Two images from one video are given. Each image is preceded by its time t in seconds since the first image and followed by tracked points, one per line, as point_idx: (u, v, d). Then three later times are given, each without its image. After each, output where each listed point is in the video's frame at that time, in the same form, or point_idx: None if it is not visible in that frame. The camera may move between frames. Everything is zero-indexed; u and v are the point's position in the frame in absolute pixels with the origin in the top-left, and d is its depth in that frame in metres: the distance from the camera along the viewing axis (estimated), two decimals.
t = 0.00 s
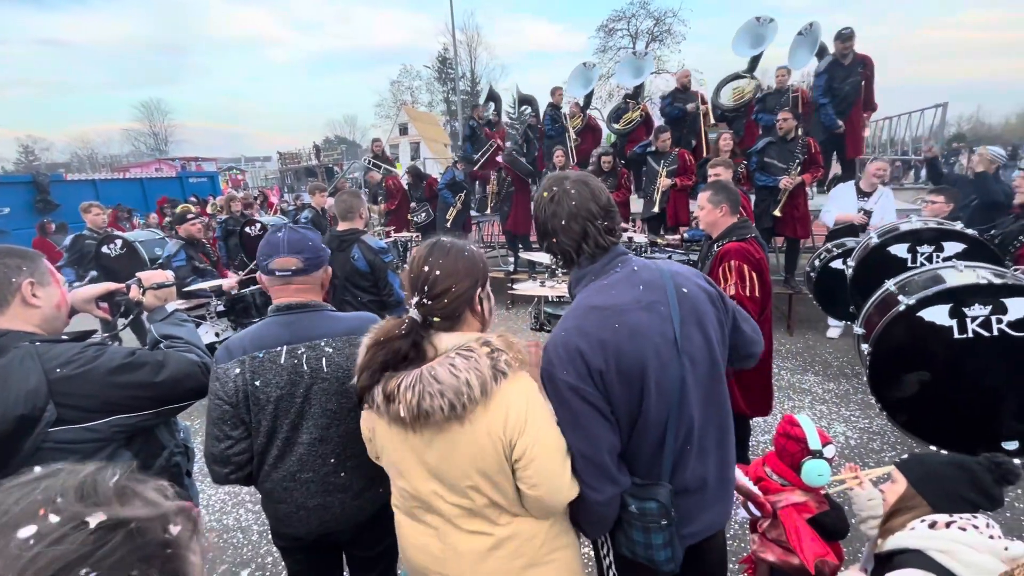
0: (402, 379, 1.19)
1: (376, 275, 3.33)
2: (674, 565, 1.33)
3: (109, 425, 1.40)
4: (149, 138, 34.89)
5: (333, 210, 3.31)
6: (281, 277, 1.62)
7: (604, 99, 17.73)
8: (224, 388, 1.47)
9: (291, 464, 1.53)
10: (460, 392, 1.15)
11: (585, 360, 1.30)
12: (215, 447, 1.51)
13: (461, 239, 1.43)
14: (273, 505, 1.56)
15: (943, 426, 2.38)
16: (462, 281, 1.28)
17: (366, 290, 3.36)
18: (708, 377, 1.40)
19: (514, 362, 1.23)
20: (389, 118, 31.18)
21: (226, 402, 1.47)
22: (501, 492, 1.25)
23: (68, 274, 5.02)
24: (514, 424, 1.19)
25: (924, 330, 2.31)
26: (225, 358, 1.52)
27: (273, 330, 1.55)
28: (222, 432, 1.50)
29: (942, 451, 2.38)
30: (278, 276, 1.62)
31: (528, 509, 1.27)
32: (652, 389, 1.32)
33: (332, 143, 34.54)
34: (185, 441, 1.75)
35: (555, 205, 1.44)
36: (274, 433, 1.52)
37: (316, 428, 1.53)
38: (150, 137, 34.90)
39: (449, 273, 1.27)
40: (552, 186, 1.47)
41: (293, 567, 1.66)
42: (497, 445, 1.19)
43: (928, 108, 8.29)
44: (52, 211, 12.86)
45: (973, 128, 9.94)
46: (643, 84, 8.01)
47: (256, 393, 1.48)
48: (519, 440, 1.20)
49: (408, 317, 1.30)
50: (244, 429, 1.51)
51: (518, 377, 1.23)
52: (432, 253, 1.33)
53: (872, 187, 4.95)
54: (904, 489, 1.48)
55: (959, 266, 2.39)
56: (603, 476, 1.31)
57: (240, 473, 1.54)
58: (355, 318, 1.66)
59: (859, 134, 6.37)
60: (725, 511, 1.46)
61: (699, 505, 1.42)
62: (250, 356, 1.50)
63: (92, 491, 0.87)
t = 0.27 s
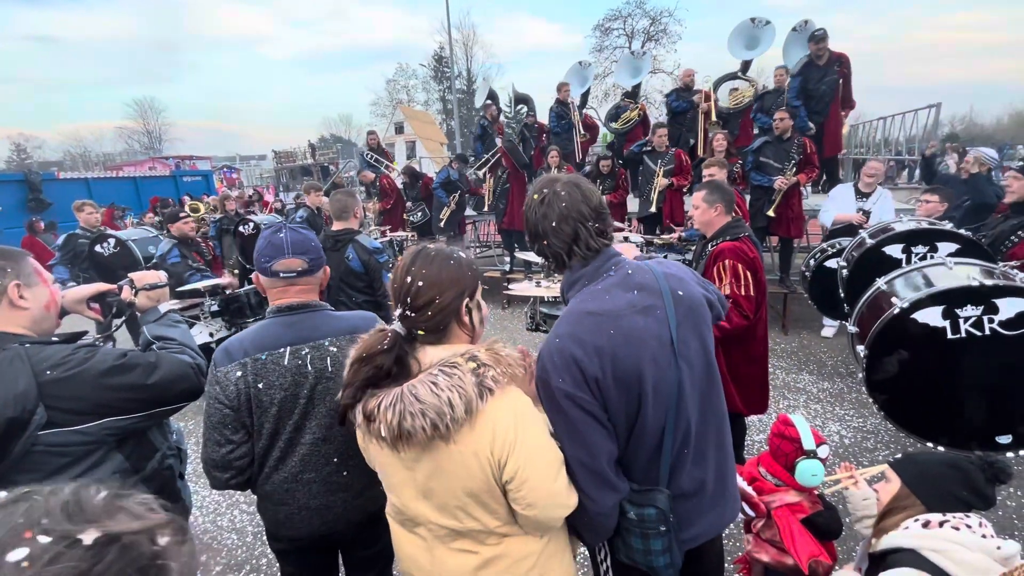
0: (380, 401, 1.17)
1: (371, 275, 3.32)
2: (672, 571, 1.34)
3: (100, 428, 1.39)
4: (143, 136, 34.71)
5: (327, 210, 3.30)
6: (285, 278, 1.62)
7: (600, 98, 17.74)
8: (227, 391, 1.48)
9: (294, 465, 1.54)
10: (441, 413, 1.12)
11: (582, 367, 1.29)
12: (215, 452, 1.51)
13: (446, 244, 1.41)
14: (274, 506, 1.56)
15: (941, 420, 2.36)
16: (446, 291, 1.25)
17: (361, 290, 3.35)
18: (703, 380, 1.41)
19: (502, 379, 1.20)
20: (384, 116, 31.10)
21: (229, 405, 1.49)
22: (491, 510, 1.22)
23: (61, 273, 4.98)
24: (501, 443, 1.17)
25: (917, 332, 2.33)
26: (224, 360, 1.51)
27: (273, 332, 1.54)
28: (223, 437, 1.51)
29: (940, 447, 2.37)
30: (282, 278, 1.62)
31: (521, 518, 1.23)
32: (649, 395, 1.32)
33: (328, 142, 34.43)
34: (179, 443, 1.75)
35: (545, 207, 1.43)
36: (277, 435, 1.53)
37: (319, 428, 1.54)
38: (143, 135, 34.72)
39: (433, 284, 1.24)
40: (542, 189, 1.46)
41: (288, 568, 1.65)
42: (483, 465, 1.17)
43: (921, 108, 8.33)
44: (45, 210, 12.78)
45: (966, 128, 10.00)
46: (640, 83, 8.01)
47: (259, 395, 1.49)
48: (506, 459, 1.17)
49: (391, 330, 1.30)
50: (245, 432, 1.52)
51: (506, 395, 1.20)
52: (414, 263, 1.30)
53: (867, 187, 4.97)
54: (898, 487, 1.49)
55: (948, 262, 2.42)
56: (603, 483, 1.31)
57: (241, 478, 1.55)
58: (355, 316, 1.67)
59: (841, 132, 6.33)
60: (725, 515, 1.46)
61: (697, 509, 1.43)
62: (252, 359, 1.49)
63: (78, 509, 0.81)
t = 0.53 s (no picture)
0: (369, 386, 1.15)
1: (366, 274, 3.31)
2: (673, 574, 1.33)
3: (91, 428, 1.37)
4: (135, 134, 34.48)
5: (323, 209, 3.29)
6: (285, 277, 1.61)
7: (595, 97, 17.76)
8: (227, 391, 1.46)
9: (293, 464, 1.53)
10: (429, 403, 1.10)
11: (585, 371, 1.28)
12: (214, 452, 1.50)
13: (447, 237, 1.39)
14: (273, 507, 1.54)
15: (934, 416, 2.37)
16: (445, 283, 1.23)
17: (356, 289, 3.33)
18: (707, 383, 1.40)
19: (501, 370, 1.18)
20: (379, 115, 31.01)
21: (229, 405, 1.47)
22: (477, 517, 1.18)
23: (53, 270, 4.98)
24: (490, 441, 1.13)
25: (913, 326, 2.32)
26: (223, 359, 1.49)
27: (273, 331, 1.53)
28: (222, 437, 1.49)
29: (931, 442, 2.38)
30: (281, 277, 1.61)
31: (508, 544, 1.18)
32: (653, 399, 1.31)
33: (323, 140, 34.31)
34: (173, 444, 1.73)
35: (542, 209, 1.41)
36: (277, 434, 1.52)
37: (319, 426, 1.52)
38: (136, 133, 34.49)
39: (430, 276, 1.22)
40: (539, 191, 1.45)
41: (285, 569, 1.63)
42: (472, 463, 1.14)
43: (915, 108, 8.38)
44: (35, 208, 12.67)
45: (958, 128, 10.08)
46: (637, 83, 8.01)
47: (259, 394, 1.48)
48: (495, 459, 1.13)
49: (387, 322, 1.28)
50: (244, 432, 1.51)
51: (501, 391, 1.17)
52: (413, 254, 1.28)
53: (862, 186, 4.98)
54: (893, 485, 1.49)
55: (946, 260, 2.41)
56: (606, 489, 1.30)
57: (239, 478, 1.53)
58: (355, 315, 1.66)
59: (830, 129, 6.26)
60: (727, 520, 1.46)
61: (700, 514, 1.42)
62: (251, 358, 1.48)
63: None
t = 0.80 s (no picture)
0: (366, 377, 1.14)
1: (363, 274, 3.29)
2: None
3: (85, 430, 1.36)
4: (132, 132, 34.37)
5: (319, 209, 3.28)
6: (282, 275, 1.60)
7: (594, 96, 17.73)
8: (224, 390, 1.45)
9: (290, 465, 1.52)
10: (427, 396, 1.09)
11: (592, 363, 1.28)
12: (211, 452, 1.49)
13: (448, 235, 1.38)
14: (269, 507, 1.53)
15: (930, 417, 2.37)
16: (445, 281, 1.23)
17: (353, 289, 3.32)
18: (716, 390, 1.39)
19: (501, 368, 1.17)
20: (377, 113, 30.92)
21: (226, 404, 1.46)
22: (467, 521, 1.16)
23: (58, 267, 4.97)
24: (484, 437, 1.13)
25: (915, 324, 2.32)
26: (220, 359, 1.48)
27: (272, 330, 1.52)
28: (219, 437, 1.48)
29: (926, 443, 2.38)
30: (278, 275, 1.60)
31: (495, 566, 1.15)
32: (658, 399, 1.30)
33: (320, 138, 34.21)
34: (170, 445, 1.72)
35: (583, 186, 1.42)
36: (274, 434, 1.51)
37: (317, 426, 1.51)
38: (132, 131, 34.38)
39: (432, 273, 1.22)
40: (570, 175, 1.45)
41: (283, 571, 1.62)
42: (467, 459, 1.13)
43: (912, 108, 8.40)
44: (30, 206, 12.59)
45: (955, 128, 10.10)
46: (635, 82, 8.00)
47: (256, 394, 1.47)
48: (488, 457, 1.12)
49: (386, 320, 1.26)
50: (241, 432, 1.50)
51: (499, 390, 1.16)
52: (413, 250, 1.27)
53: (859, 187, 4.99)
54: (890, 486, 1.48)
55: (947, 258, 2.41)
56: (601, 483, 1.30)
57: (236, 479, 1.52)
58: (354, 315, 1.64)
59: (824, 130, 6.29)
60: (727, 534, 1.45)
61: (697, 521, 1.41)
62: (249, 358, 1.47)
63: None
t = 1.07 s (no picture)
0: (364, 382, 1.12)
1: (363, 272, 3.28)
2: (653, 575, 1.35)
3: (84, 430, 1.35)
4: (131, 131, 34.35)
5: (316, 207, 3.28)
6: (281, 274, 1.59)
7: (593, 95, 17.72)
8: (222, 390, 1.45)
9: (289, 464, 1.51)
10: (427, 400, 1.07)
11: (611, 345, 1.28)
12: (209, 451, 1.48)
13: (440, 237, 1.38)
14: (268, 506, 1.53)
15: (931, 414, 2.37)
16: (438, 283, 1.22)
17: (352, 288, 3.31)
18: (738, 396, 1.34)
19: (497, 369, 1.16)
20: (376, 112, 30.88)
21: (225, 403, 1.46)
22: (467, 526, 1.15)
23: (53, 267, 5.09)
24: (484, 440, 1.12)
25: (917, 322, 2.32)
26: (219, 358, 1.47)
27: (270, 329, 1.51)
28: (218, 436, 1.47)
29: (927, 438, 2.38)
30: (277, 274, 1.59)
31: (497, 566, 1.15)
32: (672, 394, 1.28)
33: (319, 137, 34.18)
34: (169, 444, 1.71)
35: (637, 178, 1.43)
36: (272, 433, 1.50)
37: (316, 426, 1.50)
38: (132, 130, 34.36)
39: (425, 276, 1.21)
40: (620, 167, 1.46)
41: (282, 570, 1.61)
42: (468, 463, 1.12)
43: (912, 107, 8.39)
44: (30, 204, 12.58)
45: (954, 128, 10.11)
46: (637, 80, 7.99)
47: (254, 393, 1.46)
48: (488, 460, 1.12)
49: (379, 321, 1.24)
50: (240, 431, 1.49)
51: (497, 391, 1.15)
52: (405, 252, 1.26)
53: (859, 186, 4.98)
54: (891, 486, 1.48)
55: (948, 257, 2.40)
56: (598, 464, 1.32)
57: (235, 477, 1.51)
58: (352, 314, 1.64)
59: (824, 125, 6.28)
60: (728, 542, 1.42)
61: (694, 526, 1.40)
62: (247, 357, 1.46)
63: None
